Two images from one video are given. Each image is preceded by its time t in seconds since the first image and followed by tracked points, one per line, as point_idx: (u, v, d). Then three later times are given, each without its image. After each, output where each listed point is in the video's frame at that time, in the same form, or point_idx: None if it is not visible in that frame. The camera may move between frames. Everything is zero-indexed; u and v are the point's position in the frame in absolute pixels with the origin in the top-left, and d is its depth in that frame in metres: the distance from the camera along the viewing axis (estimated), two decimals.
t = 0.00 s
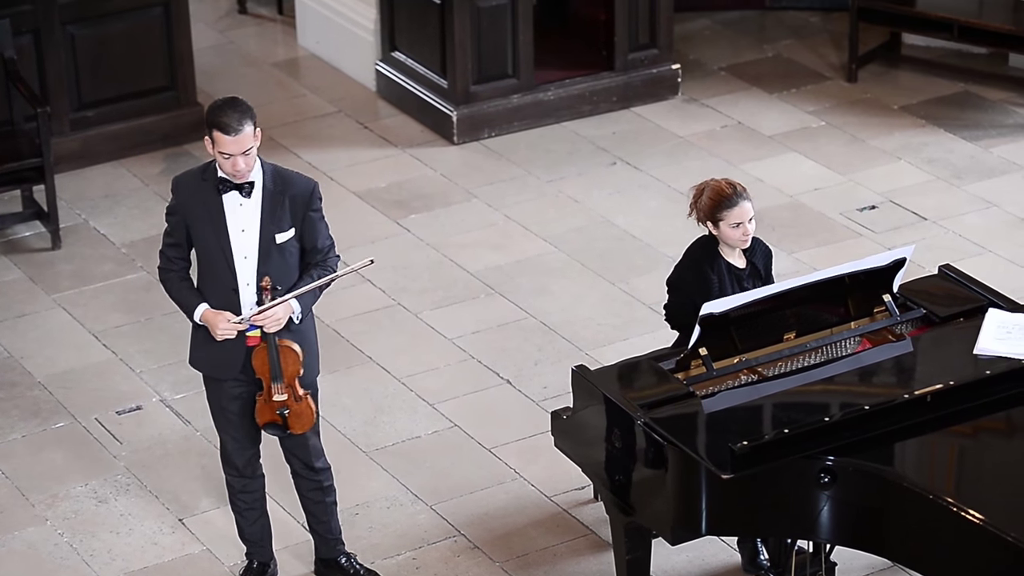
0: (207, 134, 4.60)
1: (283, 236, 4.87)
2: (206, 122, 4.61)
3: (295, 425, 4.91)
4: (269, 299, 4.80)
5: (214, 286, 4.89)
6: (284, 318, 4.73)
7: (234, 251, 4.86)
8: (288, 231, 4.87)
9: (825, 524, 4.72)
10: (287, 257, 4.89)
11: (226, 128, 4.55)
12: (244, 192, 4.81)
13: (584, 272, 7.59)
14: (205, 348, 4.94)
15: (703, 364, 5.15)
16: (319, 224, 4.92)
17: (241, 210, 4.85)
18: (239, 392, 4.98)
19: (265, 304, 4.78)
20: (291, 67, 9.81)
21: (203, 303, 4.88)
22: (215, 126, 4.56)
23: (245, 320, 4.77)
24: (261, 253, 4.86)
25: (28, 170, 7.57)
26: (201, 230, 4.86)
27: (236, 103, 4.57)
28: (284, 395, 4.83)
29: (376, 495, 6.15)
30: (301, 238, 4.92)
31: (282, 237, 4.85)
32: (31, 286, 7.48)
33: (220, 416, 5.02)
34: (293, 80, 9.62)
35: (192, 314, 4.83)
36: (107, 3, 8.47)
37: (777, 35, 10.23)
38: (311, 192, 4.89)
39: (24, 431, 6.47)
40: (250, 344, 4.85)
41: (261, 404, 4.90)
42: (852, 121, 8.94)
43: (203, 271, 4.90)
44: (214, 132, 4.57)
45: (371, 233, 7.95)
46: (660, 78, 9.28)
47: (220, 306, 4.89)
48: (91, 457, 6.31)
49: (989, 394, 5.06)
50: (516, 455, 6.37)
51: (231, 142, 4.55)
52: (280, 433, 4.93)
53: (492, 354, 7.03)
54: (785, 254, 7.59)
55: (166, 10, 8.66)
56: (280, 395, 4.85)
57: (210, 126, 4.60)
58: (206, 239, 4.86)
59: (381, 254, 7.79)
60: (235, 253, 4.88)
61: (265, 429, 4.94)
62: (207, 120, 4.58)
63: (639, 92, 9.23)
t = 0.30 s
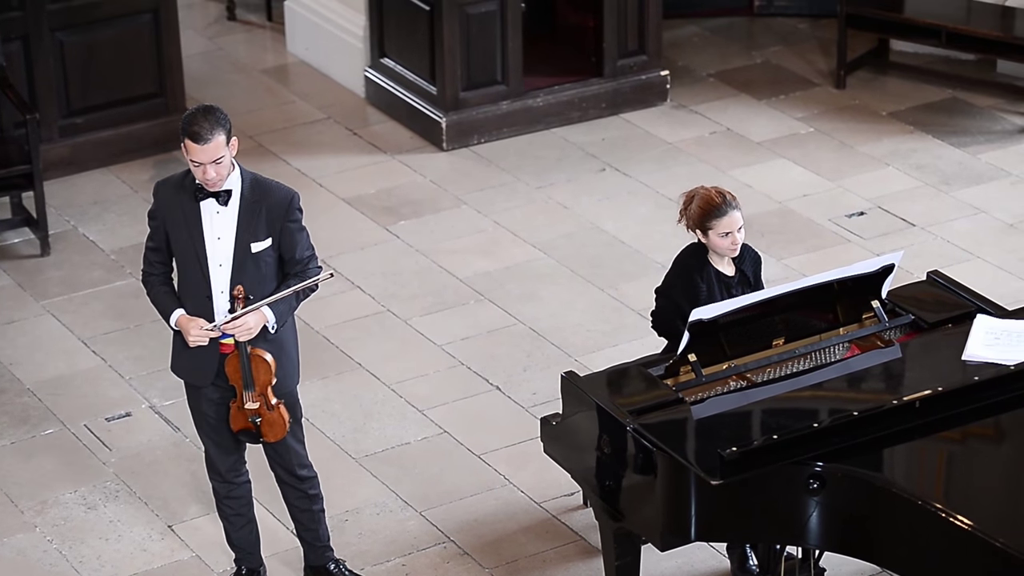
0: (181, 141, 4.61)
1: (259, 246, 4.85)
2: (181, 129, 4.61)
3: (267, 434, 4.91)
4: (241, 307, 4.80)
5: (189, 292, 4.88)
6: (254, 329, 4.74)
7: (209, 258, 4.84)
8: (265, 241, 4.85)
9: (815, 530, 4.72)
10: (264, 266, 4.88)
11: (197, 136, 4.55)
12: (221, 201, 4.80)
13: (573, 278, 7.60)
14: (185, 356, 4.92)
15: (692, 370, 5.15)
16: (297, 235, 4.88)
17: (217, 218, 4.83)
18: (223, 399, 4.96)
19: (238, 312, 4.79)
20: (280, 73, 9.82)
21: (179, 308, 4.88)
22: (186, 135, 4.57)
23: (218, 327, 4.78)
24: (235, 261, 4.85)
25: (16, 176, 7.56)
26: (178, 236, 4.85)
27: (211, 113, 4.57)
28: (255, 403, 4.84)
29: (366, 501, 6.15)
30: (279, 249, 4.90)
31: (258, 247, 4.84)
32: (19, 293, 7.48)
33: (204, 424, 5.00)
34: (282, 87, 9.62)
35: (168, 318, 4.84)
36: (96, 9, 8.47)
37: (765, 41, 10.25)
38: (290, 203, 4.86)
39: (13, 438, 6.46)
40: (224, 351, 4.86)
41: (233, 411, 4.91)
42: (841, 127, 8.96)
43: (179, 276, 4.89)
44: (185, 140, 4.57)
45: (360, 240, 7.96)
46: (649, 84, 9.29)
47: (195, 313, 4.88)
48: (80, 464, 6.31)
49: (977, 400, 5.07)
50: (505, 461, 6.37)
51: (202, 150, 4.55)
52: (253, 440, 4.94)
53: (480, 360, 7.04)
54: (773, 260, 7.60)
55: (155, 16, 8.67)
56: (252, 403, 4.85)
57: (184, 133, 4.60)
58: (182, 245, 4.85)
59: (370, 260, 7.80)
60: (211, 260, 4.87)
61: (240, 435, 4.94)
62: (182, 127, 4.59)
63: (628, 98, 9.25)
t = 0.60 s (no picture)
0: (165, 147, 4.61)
1: (244, 253, 4.84)
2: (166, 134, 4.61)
3: (252, 443, 4.87)
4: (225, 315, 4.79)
5: (176, 299, 4.88)
6: (238, 336, 4.73)
7: (194, 265, 4.83)
8: (250, 249, 4.84)
9: (808, 538, 4.72)
10: (249, 273, 4.86)
11: (178, 142, 4.54)
12: (205, 208, 4.77)
13: (567, 286, 7.59)
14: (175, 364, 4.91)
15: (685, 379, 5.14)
16: (283, 243, 4.86)
17: (202, 226, 4.81)
18: (214, 407, 4.94)
19: (223, 319, 4.78)
20: (274, 81, 9.81)
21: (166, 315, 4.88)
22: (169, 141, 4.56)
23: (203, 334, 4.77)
24: (220, 268, 4.83)
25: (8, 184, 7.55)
26: (164, 243, 4.84)
27: (194, 119, 4.56)
28: (239, 411, 4.82)
29: (360, 509, 6.14)
30: (265, 256, 4.88)
31: (242, 255, 4.83)
32: (13, 301, 7.46)
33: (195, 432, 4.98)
34: (276, 95, 9.62)
35: (156, 324, 4.84)
36: (89, 17, 8.45)
37: (759, 49, 10.26)
38: (276, 210, 4.84)
39: (7, 446, 6.44)
40: (210, 358, 4.85)
41: (219, 419, 4.89)
42: (835, 135, 8.97)
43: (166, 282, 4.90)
44: (168, 146, 4.57)
45: (354, 248, 7.95)
46: (643, 92, 9.30)
47: (181, 320, 4.88)
48: (74, 472, 6.29)
49: (971, 409, 5.07)
50: (499, 469, 6.37)
51: (185, 157, 4.55)
52: (239, 448, 4.91)
53: (474, 368, 7.03)
54: (767, 268, 7.60)
55: (148, 23, 8.66)
56: (236, 411, 4.83)
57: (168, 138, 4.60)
58: (168, 252, 4.84)
59: (364, 268, 7.79)
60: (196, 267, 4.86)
61: (227, 444, 4.92)
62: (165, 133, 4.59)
63: (622, 106, 9.25)
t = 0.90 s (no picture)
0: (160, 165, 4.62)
1: (240, 276, 4.84)
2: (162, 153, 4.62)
3: (248, 466, 4.87)
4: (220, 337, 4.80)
5: (172, 322, 4.88)
6: (233, 359, 4.72)
7: (189, 287, 4.84)
8: (245, 272, 4.85)
9: (808, 562, 4.73)
10: (245, 296, 4.87)
11: (173, 159, 4.56)
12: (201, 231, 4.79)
13: (568, 310, 7.60)
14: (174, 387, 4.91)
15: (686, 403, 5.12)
16: (278, 266, 4.87)
17: (198, 249, 4.82)
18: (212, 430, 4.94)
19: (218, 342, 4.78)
20: (275, 105, 9.85)
21: (163, 338, 4.89)
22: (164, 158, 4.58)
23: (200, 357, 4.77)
24: (215, 291, 4.84)
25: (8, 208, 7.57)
26: (160, 265, 4.84)
27: (190, 138, 4.58)
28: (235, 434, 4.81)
29: (360, 533, 6.13)
30: (261, 279, 4.88)
31: (237, 278, 4.84)
32: (13, 324, 7.47)
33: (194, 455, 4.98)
34: (277, 119, 9.65)
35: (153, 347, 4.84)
36: (91, 41, 8.48)
37: (758, 74, 10.29)
38: (270, 233, 4.84)
39: (7, 470, 6.44)
40: (206, 381, 4.84)
41: (215, 443, 4.89)
42: (834, 159, 8.99)
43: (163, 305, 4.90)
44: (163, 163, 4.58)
45: (355, 272, 7.97)
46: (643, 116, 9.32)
47: (178, 343, 4.89)
48: (73, 496, 6.29)
49: (971, 433, 5.07)
50: (500, 493, 6.36)
51: (178, 173, 4.56)
52: (236, 472, 4.90)
53: (474, 392, 7.03)
54: (767, 292, 7.61)
55: (150, 47, 8.68)
56: (232, 435, 4.83)
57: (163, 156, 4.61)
58: (164, 274, 4.85)
59: (364, 292, 7.80)
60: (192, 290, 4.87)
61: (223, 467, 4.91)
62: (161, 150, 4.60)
63: (622, 130, 9.27)
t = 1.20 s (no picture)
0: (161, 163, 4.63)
1: (239, 283, 4.85)
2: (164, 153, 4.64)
3: (246, 473, 4.87)
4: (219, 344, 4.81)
5: (172, 328, 4.88)
6: (230, 365, 4.74)
7: (188, 293, 4.84)
8: (244, 279, 4.85)
9: (809, 568, 4.75)
10: (244, 303, 4.87)
11: (175, 155, 4.57)
12: (201, 237, 4.80)
13: (568, 316, 7.60)
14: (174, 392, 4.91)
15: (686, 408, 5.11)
16: (278, 273, 4.87)
17: (198, 255, 4.83)
18: (211, 436, 4.93)
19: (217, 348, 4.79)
20: (275, 111, 9.85)
21: (163, 344, 4.89)
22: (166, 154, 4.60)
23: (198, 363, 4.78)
24: (215, 298, 4.84)
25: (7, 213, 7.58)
26: (160, 271, 4.85)
27: (193, 137, 4.61)
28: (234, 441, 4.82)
29: (361, 539, 6.13)
30: (261, 286, 4.88)
31: (236, 285, 4.84)
32: (14, 331, 7.48)
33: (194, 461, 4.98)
34: (277, 125, 9.66)
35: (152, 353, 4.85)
36: (92, 47, 8.49)
37: (759, 80, 10.29)
38: (270, 240, 4.85)
39: (7, 475, 6.45)
40: (205, 388, 4.85)
41: (213, 449, 4.89)
42: (835, 165, 8.99)
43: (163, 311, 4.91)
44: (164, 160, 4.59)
45: (356, 278, 7.97)
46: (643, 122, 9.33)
47: (177, 349, 4.88)
48: (73, 502, 6.29)
49: (972, 439, 5.06)
50: (501, 499, 6.36)
51: (180, 169, 4.56)
52: (234, 479, 4.90)
53: (474, 398, 7.03)
54: (768, 297, 7.61)
55: (150, 52, 8.69)
56: (230, 442, 4.84)
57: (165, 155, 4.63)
58: (163, 280, 4.85)
59: (365, 298, 7.80)
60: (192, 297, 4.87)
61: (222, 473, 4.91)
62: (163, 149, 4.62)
63: (623, 136, 9.27)
